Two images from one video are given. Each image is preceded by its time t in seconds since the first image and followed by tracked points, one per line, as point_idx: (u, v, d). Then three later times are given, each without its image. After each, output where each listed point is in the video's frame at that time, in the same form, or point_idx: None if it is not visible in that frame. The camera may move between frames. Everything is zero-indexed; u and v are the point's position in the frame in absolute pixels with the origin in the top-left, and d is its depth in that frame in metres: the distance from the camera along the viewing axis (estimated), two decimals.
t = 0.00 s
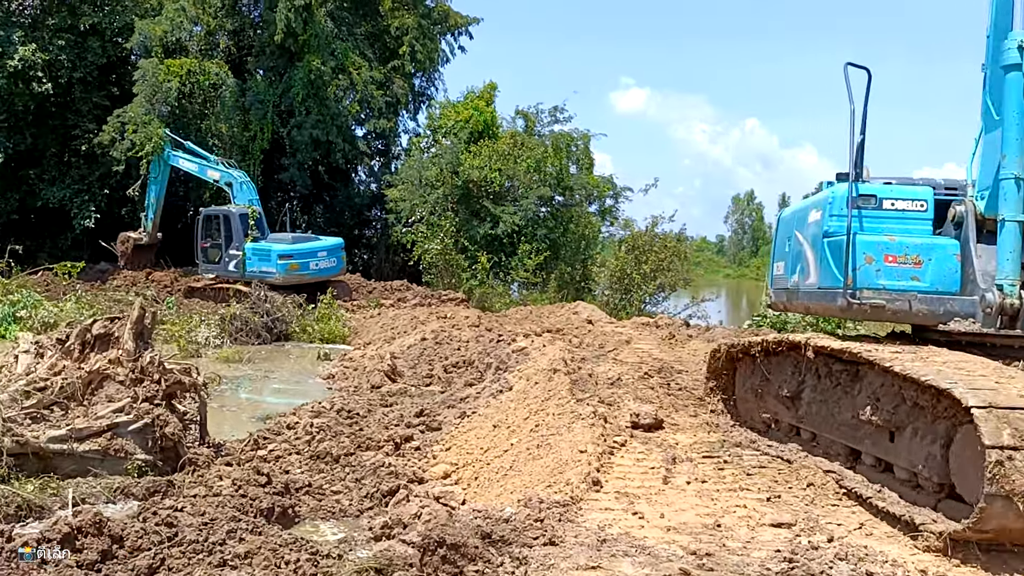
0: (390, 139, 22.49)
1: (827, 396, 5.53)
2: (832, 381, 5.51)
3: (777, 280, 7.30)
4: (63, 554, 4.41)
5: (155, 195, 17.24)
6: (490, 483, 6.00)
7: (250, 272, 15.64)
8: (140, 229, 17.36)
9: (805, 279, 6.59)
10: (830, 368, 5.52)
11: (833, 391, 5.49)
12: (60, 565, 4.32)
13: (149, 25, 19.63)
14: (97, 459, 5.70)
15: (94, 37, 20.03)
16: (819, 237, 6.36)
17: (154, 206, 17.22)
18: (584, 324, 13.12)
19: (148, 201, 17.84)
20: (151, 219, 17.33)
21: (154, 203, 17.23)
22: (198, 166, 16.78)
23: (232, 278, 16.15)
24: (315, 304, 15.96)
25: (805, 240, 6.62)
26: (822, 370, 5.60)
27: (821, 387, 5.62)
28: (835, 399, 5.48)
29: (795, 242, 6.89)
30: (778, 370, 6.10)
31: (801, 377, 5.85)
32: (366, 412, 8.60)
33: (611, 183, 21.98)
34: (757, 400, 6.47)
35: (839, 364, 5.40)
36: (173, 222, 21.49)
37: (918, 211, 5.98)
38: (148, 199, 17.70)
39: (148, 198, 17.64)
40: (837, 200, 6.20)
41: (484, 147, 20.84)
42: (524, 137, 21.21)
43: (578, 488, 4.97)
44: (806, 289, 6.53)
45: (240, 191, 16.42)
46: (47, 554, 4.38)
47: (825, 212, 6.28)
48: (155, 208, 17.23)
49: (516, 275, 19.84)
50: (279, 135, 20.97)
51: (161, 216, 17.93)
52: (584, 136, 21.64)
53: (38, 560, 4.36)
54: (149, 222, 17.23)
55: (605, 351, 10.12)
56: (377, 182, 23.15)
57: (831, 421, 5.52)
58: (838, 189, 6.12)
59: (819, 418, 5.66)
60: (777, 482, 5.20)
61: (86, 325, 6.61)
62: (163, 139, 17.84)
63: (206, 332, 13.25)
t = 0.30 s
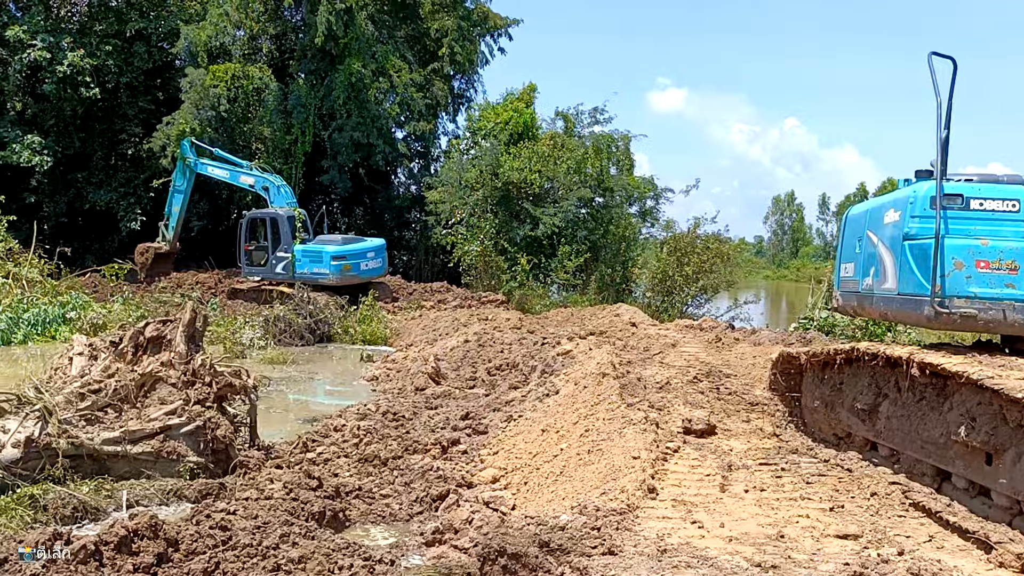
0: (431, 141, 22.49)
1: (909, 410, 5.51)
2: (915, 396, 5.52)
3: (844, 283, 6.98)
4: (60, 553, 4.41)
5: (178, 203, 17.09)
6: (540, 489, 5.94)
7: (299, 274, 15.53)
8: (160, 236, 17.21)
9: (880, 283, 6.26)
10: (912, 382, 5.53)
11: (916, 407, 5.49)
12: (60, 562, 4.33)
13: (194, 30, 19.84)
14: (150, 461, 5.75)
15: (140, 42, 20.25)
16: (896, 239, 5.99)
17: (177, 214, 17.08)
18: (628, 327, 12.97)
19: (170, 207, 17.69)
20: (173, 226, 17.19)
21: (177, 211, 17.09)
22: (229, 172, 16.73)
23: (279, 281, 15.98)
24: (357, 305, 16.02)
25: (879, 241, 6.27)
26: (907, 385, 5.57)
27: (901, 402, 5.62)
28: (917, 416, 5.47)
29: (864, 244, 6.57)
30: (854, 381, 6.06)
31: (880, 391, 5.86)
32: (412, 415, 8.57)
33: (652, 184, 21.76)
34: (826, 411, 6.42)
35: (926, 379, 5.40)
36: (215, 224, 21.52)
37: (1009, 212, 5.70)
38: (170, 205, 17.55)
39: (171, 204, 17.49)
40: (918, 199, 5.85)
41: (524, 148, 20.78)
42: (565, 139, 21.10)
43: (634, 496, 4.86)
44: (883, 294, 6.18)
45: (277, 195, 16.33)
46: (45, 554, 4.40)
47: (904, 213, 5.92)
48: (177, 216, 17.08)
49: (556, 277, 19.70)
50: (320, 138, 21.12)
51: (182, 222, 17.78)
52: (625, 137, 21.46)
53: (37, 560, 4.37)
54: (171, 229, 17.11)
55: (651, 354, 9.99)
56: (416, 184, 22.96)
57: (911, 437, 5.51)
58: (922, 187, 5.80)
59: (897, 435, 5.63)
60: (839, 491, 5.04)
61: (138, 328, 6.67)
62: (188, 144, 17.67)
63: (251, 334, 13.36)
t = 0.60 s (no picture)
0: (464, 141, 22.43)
1: (1005, 424, 5.26)
2: (1010, 408, 5.25)
3: (916, 284, 6.77)
4: (61, 555, 4.33)
5: (199, 212, 17.04)
6: (591, 493, 5.83)
7: (340, 274, 15.58)
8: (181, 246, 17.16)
9: (963, 283, 5.99)
10: (1007, 393, 5.26)
11: (1012, 420, 5.23)
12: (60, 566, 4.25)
13: (230, 33, 19.91)
14: (198, 463, 5.72)
15: (176, 46, 20.38)
16: (987, 235, 5.64)
17: (199, 223, 17.03)
18: (669, 328, 12.80)
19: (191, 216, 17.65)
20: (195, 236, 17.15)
21: (199, 220, 17.05)
22: (256, 178, 16.70)
23: (317, 282, 15.97)
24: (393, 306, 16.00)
25: (962, 238, 6.00)
26: (1001, 397, 5.31)
27: (994, 413, 5.37)
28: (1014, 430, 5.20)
29: (941, 242, 6.35)
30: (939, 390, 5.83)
31: (968, 401, 5.61)
32: (455, 417, 8.49)
33: (688, 184, 21.54)
34: (906, 421, 6.18)
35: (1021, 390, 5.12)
36: (249, 225, 21.51)
37: None
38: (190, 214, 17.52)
39: (192, 213, 17.46)
40: (1009, 192, 5.52)
41: (558, 148, 20.66)
42: (599, 138, 20.96)
43: (693, 501, 4.72)
44: (966, 295, 5.91)
45: (307, 199, 16.35)
46: (46, 555, 4.31)
47: (998, 207, 5.55)
48: (199, 225, 17.03)
49: (591, 278, 19.50)
50: (354, 139, 21.13)
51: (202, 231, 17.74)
52: (661, 136, 21.26)
53: (37, 562, 4.29)
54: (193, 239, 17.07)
55: (695, 355, 9.83)
56: (450, 185, 23.05)
57: (1006, 452, 5.26)
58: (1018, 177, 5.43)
59: (991, 449, 5.39)
60: (906, 497, 4.87)
61: (186, 329, 6.67)
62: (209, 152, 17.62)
63: (289, 335, 13.37)
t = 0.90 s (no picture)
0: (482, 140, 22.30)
1: None
2: None
3: (974, 283, 6.32)
4: (59, 555, 4.44)
5: (213, 215, 16.97)
6: (626, 497, 5.70)
7: (363, 274, 15.57)
8: (198, 252, 17.08)
9: None
10: None
11: None
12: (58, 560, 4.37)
13: (247, 33, 19.89)
14: (226, 467, 5.64)
15: (193, 46, 20.35)
16: None
17: (214, 226, 16.96)
18: (693, 326, 12.62)
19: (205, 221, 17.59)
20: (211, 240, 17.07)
21: (214, 224, 16.98)
22: (269, 179, 16.60)
23: (338, 282, 15.93)
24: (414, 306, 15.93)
25: None
26: None
27: None
28: None
29: (1005, 237, 5.90)
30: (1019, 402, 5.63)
31: None
32: (481, 418, 8.38)
33: (708, 180, 21.32)
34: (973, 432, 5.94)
35: None
36: (269, 226, 21.48)
37: None
38: (204, 219, 17.45)
39: (206, 218, 17.38)
40: None
41: (577, 146, 20.51)
42: (618, 135, 20.77)
43: (735, 506, 4.59)
44: None
45: (323, 199, 16.31)
46: (44, 555, 4.43)
47: None
48: (214, 229, 16.96)
49: (611, 276, 19.32)
50: (372, 138, 21.06)
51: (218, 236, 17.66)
52: (681, 133, 21.04)
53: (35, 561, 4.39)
54: (209, 243, 16.99)
55: (723, 354, 9.66)
56: (467, 184, 22.96)
57: None
58: None
59: None
60: (955, 501, 4.71)
61: (213, 331, 6.59)
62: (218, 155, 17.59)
63: (310, 336, 13.31)
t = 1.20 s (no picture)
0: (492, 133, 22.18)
1: None
2: None
3: None
4: (61, 555, 4.30)
5: (226, 208, 16.89)
6: (649, 494, 5.60)
7: (376, 267, 15.50)
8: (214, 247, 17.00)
9: None
10: None
11: None
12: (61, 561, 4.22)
13: (257, 26, 19.81)
14: (243, 462, 5.55)
15: (203, 39, 20.26)
16: None
17: (227, 220, 16.88)
18: (708, 321, 12.49)
19: (218, 215, 17.51)
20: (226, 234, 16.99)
21: (227, 217, 16.90)
22: (279, 171, 16.49)
23: (350, 275, 15.83)
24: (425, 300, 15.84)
25: None
26: None
27: None
28: None
29: None
30: None
31: None
32: (496, 412, 8.29)
33: (720, 174, 21.08)
34: None
35: None
36: (279, 219, 21.42)
37: None
38: (217, 213, 17.38)
39: (218, 211, 17.31)
40: None
41: (588, 139, 20.38)
42: (629, 128, 20.62)
43: (766, 504, 4.49)
44: None
45: (334, 192, 16.21)
46: (46, 556, 4.28)
47: None
48: (227, 222, 16.89)
49: (622, 270, 19.18)
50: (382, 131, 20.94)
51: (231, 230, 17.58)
52: (692, 126, 20.87)
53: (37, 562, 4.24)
54: (224, 237, 16.91)
55: (740, 348, 9.55)
56: (477, 177, 22.89)
57: None
58: None
59: None
60: (993, 500, 4.60)
61: (229, 324, 6.49)
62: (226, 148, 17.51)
63: (321, 329, 13.22)
